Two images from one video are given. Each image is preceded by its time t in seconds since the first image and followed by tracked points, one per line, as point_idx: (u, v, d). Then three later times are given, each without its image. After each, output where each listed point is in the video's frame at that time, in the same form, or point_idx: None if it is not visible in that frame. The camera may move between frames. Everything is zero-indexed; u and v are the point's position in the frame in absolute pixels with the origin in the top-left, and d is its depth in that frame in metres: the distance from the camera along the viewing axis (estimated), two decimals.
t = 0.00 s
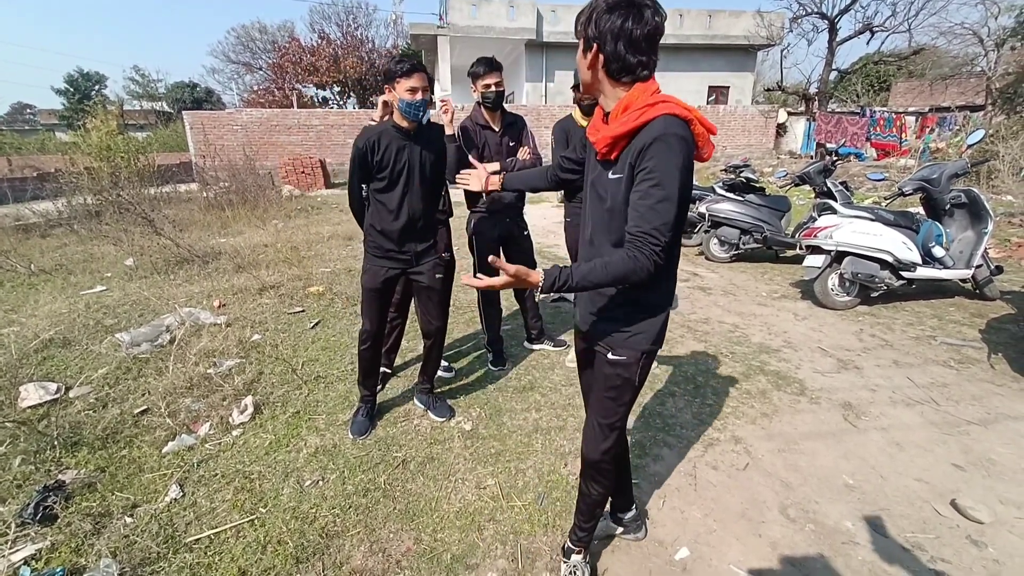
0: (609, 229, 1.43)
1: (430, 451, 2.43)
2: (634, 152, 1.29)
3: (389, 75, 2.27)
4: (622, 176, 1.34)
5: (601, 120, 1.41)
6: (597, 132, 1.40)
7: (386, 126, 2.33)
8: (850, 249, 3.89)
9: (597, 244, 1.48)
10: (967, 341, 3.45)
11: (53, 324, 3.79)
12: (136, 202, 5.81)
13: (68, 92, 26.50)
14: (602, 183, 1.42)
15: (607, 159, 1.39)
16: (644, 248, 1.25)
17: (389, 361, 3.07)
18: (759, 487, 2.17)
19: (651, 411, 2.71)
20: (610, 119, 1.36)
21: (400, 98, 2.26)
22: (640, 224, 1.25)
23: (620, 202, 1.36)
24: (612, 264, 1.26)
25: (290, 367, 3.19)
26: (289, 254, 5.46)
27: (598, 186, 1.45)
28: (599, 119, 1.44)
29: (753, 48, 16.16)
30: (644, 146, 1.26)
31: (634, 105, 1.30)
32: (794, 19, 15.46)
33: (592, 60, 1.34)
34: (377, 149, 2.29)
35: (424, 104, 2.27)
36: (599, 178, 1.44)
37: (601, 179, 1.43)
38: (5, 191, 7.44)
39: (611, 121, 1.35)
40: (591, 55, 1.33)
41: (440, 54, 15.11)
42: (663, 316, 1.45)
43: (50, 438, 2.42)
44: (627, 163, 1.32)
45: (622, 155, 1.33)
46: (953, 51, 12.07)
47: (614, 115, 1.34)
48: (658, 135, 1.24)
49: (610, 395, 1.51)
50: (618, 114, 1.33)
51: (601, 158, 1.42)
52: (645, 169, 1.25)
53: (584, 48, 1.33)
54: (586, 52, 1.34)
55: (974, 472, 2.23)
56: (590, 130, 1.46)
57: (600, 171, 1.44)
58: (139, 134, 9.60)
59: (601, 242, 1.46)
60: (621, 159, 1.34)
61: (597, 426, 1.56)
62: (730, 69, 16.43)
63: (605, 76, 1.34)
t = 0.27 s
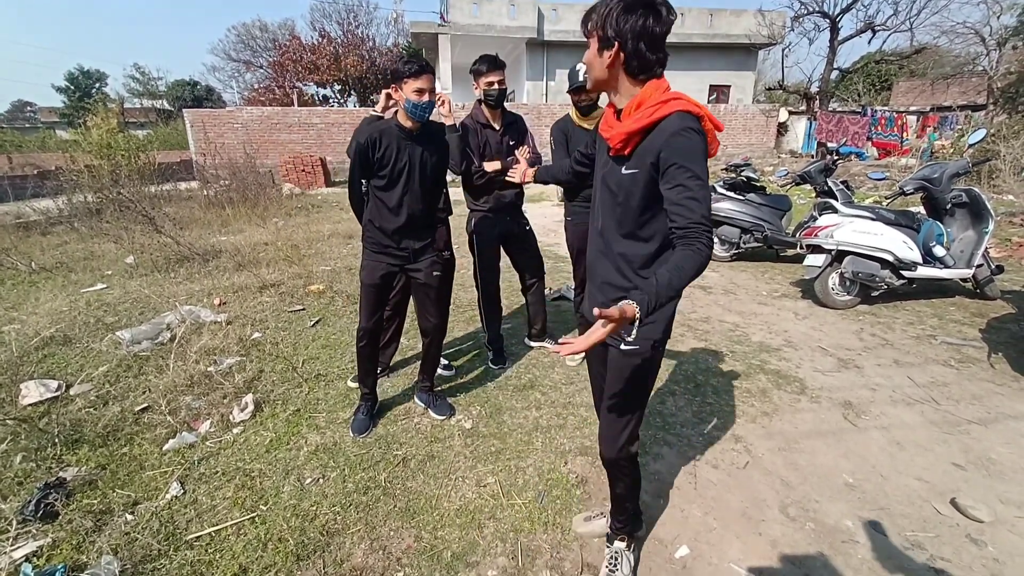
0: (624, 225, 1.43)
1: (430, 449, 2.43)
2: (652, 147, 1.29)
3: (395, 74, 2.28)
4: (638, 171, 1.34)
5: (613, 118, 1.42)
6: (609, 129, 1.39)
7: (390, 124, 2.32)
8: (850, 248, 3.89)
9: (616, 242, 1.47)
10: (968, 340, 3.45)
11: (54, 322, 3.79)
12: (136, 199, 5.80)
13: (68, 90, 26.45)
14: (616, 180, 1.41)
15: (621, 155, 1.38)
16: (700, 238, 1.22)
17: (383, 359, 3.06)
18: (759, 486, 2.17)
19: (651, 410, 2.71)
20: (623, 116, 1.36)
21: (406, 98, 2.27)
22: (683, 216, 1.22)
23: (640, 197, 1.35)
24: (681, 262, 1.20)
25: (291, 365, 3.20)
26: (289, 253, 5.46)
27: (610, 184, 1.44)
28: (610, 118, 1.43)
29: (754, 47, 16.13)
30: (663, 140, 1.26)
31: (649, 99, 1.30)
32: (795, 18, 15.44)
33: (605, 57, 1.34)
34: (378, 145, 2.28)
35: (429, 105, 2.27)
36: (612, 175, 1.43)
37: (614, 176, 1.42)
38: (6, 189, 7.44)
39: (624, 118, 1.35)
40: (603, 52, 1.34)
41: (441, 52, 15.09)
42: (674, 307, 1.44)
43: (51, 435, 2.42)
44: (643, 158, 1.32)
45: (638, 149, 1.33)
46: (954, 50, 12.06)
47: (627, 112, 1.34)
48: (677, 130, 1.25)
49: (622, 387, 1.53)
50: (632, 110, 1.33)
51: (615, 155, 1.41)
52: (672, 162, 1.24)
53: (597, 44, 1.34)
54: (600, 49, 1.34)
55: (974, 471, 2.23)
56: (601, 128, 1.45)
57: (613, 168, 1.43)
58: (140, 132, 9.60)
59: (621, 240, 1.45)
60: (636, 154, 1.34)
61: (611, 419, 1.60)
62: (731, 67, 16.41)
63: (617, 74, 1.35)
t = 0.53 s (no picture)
0: (645, 220, 1.42)
1: (429, 447, 2.43)
2: (680, 138, 1.30)
3: (376, 69, 2.27)
4: (662, 164, 1.34)
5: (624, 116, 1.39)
6: (627, 126, 1.38)
7: (369, 121, 2.29)
8: (850, 249, 3.89)
9: (637, 238, 1.45)
10: (966, 341, 3.45)
11: (53, 318, 3.79)
12: (136, 196, 5.80)
13: (68, 86, 26.40)
14: (636, 174, 1.39)
15: (638, 151, 1.38)
16: (761, 215, 1.27)
17: (382, 358, 3.08)
18: (758, 486, 2.17)
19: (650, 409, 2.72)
20: (640, 113, 1.36)
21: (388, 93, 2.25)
22: (739, 200, 1.26)
23: (669, 190, 1.36)
24: (764, 242, 1.24)
25: (290, 363, 3.20)
26: (289, 250, 5.46)
27: (628, 179, 1.42)
28: (620, 116, 1.42)
29: (755, 47, 16.13)
30: (694, 131, 1.28)
31: (669, 92, 1.31)
32: (797, 17, 15.43)
33: (620, 54, 1.33)
34: (358, 142, 2.26)
35: (410, 100, 2.26)
36: (629, 170, 1.41)
37: (631, 171, 1.40)
38: (5, 185, 7.43)
39: (642, 114, 1.34)
40: (618, 50, 1.33)
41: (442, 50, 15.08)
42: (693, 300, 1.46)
43: (50, 432, 2.42)
44: (669, 151, 1.32)
45: (661, 143, 1.33)
46: (955, 51, 12.05)
47: (646, 108, 1.34)
48: (708, 121, 1.28)
49: (650, 388, 1.52)
50: (651, 105, 1.33)
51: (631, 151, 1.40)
52: (710, 152, 1.26)
53: (610, 42, 1.33)
54: (613, 46, 1.33)
55: (971, 472, 2.24)
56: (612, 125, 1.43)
57: (629, 163, 1.41)
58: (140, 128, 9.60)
59: (644, 235, 1.43)
60: (659, 148, 1.34)
61: (638, 420, 1.57)
62: (732, 67, 16.40)
63: (632, 71, 1.34)
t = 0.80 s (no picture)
0: (661, 221, 1.42)
1: (429, 448, 2.43)
2: (693, 134, 1.33)
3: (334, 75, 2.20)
4: (678, 163, 1.35)
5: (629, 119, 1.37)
6: (633, 125, 1.36)
7: (324, 126, 2.24)
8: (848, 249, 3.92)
9: (652, 238, 1.44)
10: (964, 342, 3.47)
11: (52, 320, 3.79)
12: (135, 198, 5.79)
13: (67, 89, 26.38)
14: (649, 175, 1.39)
15: (649, 152, 1.38)
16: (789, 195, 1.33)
17: (380, 359, 3.09)
18: (757, 486, 2.18)
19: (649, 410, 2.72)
20: (645, 112, 1.36)
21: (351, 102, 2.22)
22: (768, 183, 1.33)
23: (685, 187, 1.38)
24: (806, 217, 1.31)
25: (289, 365, 3.19)
26: (288, 252, 5.46)
27: (640, 181, 1.41)
28: (622, 118, 1.40)
29: (753, 49, 16.18)
30: (708, 126, 1.32)
31: (676, 89, 1.33)
32: (794, 20, 15.49)
33: (626, 52, 1.33)
34: (317, 148, 2.20)
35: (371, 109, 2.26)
36: (641, 171, 1.40)
37: (644, 172, 1.39)
38: (4, 187, 7.43)
39: (651, 114, 1.34)
40: (625, 50, 1.33)
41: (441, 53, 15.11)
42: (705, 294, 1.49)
43: (49, 434, 2.42)
44: (683, 148, 1.34)
45: (674, 140, 1.35)
46: (952, 53, 12.10)
47: (652, 107, 1.34)
48: (719, 115, 1.32)
49: (664, 392, 1.51)
50: (658, 102, 1.34)
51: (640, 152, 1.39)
52: (728, 144, 1.32)
53: (617, 40, 1.34)
54: (619, 44, 1.34)
55: (970, 472, 2.24)
56: (615, 127, 1.41)
57: (639, 164, 1.41)
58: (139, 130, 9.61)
59: (659, 235, 1.43)
60: (672, 147, 1.35)
61: (652, 422, 1.56)
62: (730, 69, 16.46)
63: (639, 69, 1.34)
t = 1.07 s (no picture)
0: (666, 221, 1.41)
1: (425, 447, 2.43)
2: (699, 133, 1.33)
3: (310, 79, 2.12)
4: (684, 163, 1.35)
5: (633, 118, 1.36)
6: (638, 125, 1.35)
7: (291, 124, 2.15)
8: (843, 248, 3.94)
9: (657, 239, 1.43)
10: (957, 340, 3.49)
11: (45, 319, 3.76)
12: (128, 195, 5.75)
13: (60, 85, 26.15)
14: (655, 176, 1.37)
15: (654, 152, 1.36)
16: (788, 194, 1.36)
17: (377, 358, 3.08)
18: (752, 484, 2.19)
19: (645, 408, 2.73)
20: (650, 112, 1.35)
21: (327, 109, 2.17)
22: (771, 183, 1.34)
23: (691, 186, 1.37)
24: (805, 216, 1.32)
25: (285, 363, 3.18)
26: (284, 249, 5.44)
27: (645, 182, 1.39)
28: (625, 118, 1.39)
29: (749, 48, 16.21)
30: (714, 125, 1.32)
31: (681, 87, 1.34)
32: (790, 18, 15.52)
33: (630, 50, 1.33)
34: (285, 146, 2.11)
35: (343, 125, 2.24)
36: (646, 172, 1.39)
37: (650, 173, 1.38)
38: None
39: (656, 114, 1.33)
40: (629, 48, 1.32)
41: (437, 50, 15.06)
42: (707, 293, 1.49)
43: (42, 433, 2.40)
44: (689, 147, 1.34)
45: (680, 139, 1.34)
46: (947, 52, 12.15)
47: (656, 107, 1.33)
48: (723, 113, 1.33)
49: (666, 393, 1.51)
50: (663, 101, 1.33)
51: (645, 152, 1.38)
52: (732, 142, 1.33)
53: (622, 38, 1.33)
54: (624, 42, 1.33)
55: (962, 469, 2.26)
56: (618, 127, 1.39)
57: (645, 165, 1.39)
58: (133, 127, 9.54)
59: (664, 236, 1.42)
60: (678, 146, 1.34)
61: (654, 423, 1.57)
62: (727, 68, 16.48)
63: (644, 66, 1.33)
